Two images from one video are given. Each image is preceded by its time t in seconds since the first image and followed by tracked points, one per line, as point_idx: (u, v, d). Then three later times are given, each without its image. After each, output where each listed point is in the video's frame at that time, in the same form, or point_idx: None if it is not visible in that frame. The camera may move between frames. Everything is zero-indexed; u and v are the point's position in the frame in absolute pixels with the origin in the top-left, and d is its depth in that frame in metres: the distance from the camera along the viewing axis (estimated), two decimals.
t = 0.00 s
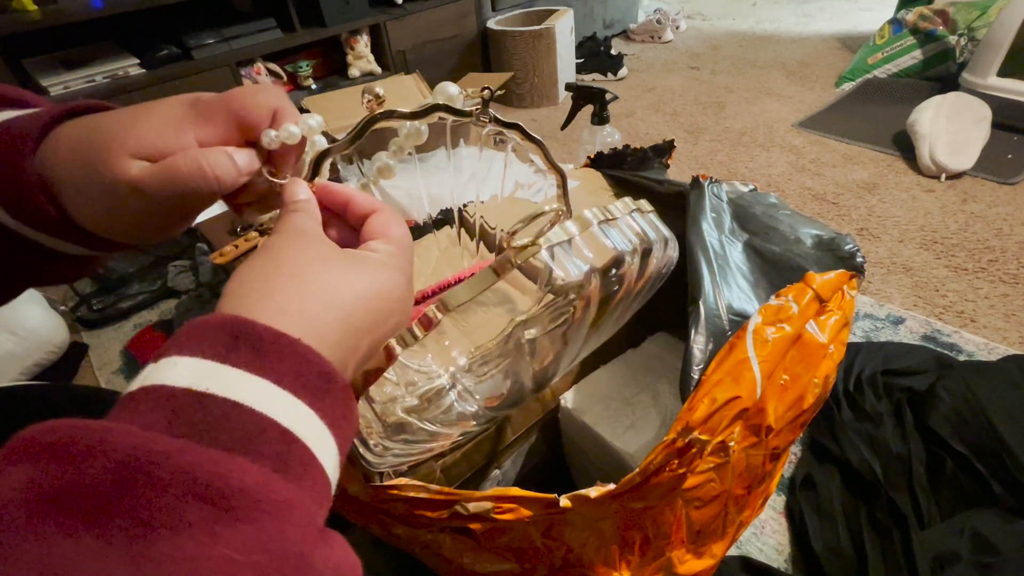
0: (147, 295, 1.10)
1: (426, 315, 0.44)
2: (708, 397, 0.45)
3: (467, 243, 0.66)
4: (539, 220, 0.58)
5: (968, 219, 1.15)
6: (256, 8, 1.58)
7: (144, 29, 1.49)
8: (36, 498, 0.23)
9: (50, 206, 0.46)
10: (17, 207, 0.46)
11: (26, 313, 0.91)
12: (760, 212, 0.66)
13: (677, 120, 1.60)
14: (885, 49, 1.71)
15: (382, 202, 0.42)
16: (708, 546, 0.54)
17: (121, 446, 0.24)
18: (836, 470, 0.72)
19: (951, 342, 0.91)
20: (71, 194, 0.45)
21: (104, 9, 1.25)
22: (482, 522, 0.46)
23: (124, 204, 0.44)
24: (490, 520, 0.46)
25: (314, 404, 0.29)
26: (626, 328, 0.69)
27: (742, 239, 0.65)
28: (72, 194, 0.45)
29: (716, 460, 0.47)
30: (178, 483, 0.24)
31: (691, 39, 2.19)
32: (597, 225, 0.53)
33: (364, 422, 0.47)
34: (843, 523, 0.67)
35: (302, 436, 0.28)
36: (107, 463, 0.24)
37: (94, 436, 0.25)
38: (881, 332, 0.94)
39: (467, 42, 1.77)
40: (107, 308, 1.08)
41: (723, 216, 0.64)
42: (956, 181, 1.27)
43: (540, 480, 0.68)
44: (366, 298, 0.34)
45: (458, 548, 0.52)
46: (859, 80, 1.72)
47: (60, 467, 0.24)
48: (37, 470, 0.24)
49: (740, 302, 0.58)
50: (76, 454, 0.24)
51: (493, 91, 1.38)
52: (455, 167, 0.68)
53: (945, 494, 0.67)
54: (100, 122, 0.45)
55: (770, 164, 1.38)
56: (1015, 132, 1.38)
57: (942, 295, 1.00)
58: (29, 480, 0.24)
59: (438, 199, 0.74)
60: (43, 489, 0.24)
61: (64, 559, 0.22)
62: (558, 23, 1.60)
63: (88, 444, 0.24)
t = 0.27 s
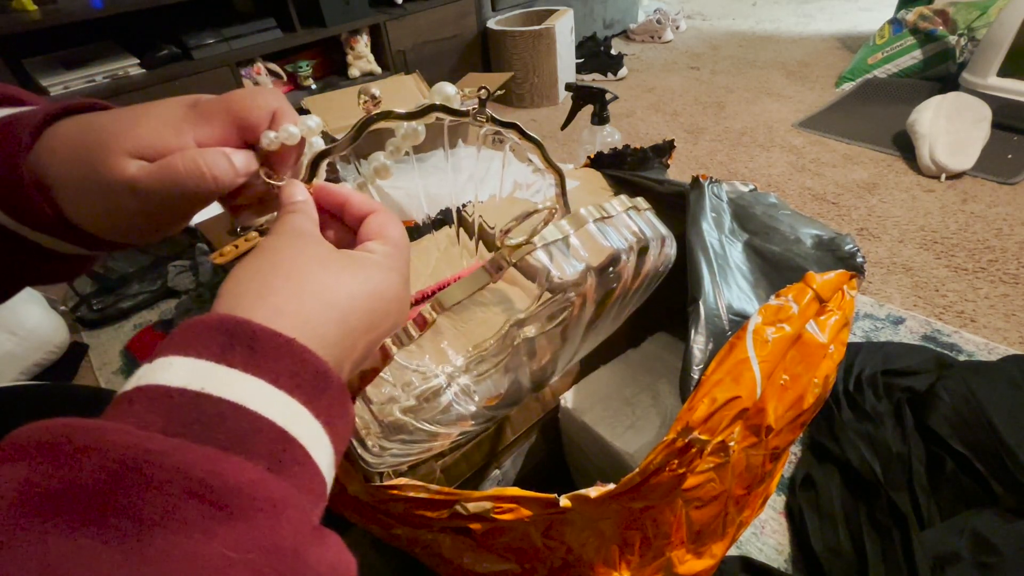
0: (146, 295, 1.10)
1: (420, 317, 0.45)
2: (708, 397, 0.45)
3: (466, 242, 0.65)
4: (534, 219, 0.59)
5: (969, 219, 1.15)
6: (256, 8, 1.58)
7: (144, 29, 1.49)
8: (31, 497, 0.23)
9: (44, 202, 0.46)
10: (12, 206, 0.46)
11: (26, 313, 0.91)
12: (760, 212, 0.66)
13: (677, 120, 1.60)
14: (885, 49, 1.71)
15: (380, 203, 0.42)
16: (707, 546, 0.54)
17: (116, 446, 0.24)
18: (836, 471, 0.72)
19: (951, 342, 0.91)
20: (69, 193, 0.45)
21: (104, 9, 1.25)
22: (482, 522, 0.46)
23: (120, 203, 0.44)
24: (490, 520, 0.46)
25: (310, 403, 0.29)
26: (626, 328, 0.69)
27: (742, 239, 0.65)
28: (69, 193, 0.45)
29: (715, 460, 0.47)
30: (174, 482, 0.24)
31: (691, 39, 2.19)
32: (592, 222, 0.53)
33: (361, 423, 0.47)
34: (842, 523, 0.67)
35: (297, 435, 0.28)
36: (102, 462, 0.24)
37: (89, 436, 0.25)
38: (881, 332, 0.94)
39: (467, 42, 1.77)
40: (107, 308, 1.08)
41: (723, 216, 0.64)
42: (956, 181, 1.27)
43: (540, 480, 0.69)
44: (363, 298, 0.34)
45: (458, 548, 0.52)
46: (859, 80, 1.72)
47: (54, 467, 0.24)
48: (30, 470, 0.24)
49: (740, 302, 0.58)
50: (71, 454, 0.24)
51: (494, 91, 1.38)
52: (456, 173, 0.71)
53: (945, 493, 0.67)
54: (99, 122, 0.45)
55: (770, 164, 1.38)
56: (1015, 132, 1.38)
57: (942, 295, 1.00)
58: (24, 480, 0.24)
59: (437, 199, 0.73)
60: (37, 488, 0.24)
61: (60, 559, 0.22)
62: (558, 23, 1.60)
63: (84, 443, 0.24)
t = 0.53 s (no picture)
0: (146, 295, 1.10)
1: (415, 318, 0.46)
2: (708, 398, 0.45)
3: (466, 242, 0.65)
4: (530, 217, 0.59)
5: (968, 219, 1.15)
6: (256, 8, 1.58)
7: (144, 29, 1.48)
8: (29, 498, 0.23)
9: (42, 200, 0.46)
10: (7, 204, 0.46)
11: (26, 313, 0.91)
12: (760, 212, 0.67)
13: (677, 120, 1.60)
14: (885, 49, 1.71)
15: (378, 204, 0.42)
16: (708, 546, 0.54)
17: (114, 446, 0.24)
18: (836, 470, 0.72)
19: (951, 342, 0.91)
20: (66, 191, 0.45)
21: (104, 9, 1.25)
22: (482, 522, 0.46)
23: (119, 202, 0.44)
24: (490, 520, 0.46)
25: (308, 403, 0.29)
26: (626, 328, 0.69)
27: (742, 239, 0.65)
28: (67, 191, 0.45)
29: (715, 460, 0.47)
30: (173, 481, 0.24)
31: (691, 39, 2.19)
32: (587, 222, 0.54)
33: (359, 424, 0.47)
34: (842, 523, 0.67)
35: (295, 435, 0.28)
36: (101, 462, 0.24)
37: (87, 436, 0.25)
38: (881, 332, 0.94)
39: (467, 42, 1.77)
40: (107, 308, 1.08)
41: (723, 216, 0.64)
42: (956, 181, 1.27)
43: (540, 480, 0.68)
44: (361, 298, 0.34)
45: (458, 548, 0.52)
46: (859, 80, 1.72)
47: (52, 467, 0.24)
48: (28, 470, 0.24)
49: (739, 302, 0.58)
50: (69, 454, 0.24)
51: (493, 90, 1.38)
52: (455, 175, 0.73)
53: (945, 494, 0.67)
54: (99, 120, 0.44)
55: (770, 164, 1.38)
56: (1015, 132, 1.38)
57: (942, 295, 1.00)
58: (22, 480, 0.24)
59: (437, 200, 0.73)
60: (36, 488, 0.24)
61: (59, 559, 0.22)
62: (558, 23, 1.60)
63: (81, 443, 0.24)
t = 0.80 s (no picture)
0: (146, 295, 1.10)
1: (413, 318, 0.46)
2: (708, 397, 0.45)
3: (466, 243, 0.65)
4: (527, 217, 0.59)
5: (968, 219, 1.15)
6: (256, 8, 1.58)
7: (144, 30, 1.49)
8: (28, 498, 0.23)
9: (41, 199, 0.46)
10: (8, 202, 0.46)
11: (26, 313, 0.91)
12: (760, 212, 0.67)
13: (677, 120, 1.60)
14: (885, 49, 1.71)
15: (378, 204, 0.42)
16: (708, 547, 0.54)
17: (114, 445, 0.24)
18: (836, 470, 0.72)
19: (951, 342, 0.91)
20: (64, 189, 0.45)
21: (105, 9, 1.25)
22: (482, 522, 0.46)
23: (118, 202, 0.44)
24: (490, 520, 0.46)
25: (307, 404, 0.29)
26: (626, 328, 0.69)
27: (742, 239, 0.64)
28: (67, 191, 0.45)
29: (716, 460, 0.47)
30: (171, 481, 0.24)
31: (691, 39, 2.19)
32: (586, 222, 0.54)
33: (358, 424, 0.47)
34: (842, 523, 0.67)
35: (294, 435, 0.28)
36: (100, 462, 0.24)
37: (87, 436, 0.25)
38: (881, 332, 0.94)
39: (467, 42, 1.77)
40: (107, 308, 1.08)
41: (723, 216, 0.64)
42: (956, 181, 1.27)
43: (540, 480, 0.68)
44: (360, 299, 0.34)
45: (458, 548, 0.52)
46: (859, 80, 1.72)
47: (53, 467, 0.24)
48: (28, 470, 0.24)
49: (739, 302, 0.58)
50: (68, 454, 0.24)
51: (493, 90, 1.38)
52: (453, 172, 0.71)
53: (946, 494, 0.67)
54: (97, 119, 0.45)
55: (770, 164, 1.38)
56: (1015, 132, 1.38)
57: (941, 295, 1.00)
58: (22, 480, 0.24)
59: (436, 199, 0.74)
60: (36, 487, 0.24)
61: (59, 558, 0.22)
62: (558, 23, 1.60)
63: (81, 444, 0.24)
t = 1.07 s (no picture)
0: (146, 295, 1.10)
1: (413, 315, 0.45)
2: (708, 397, 0.45)
3: (465, 242, 0.65)
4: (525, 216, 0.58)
5: (969, 219, 1.15)
6: (256, 8, 1.58)
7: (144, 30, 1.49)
8: (25, 497, 0.23)
9: (40, 199, 0.46)
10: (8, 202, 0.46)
11: (26, 313, 0.91)
12: (760, 212, 0.67)
13: (677, 120, 1.60)
14: (885, 49, 1.71)
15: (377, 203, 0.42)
16: (708, 546, 0.54)
17: (113, 444, 0.24)
18: (836, 470, 0.72)
19: (951, 342, 0.91)
20: (63, 189, 0.45)
21: (105, 9, 1.25)
22: (482, 522, 0.46)
23: (117, 203, 0.44)
24: (490, 520, 0.45)
25: (305, 402, 0.29)
26: (626, 328, 0.69)
27: (742, 239, 0.65)
28: (66, 191, 0.45)
29: (715, 460, 0.47)
30: (170, 479, 0.24)
31: (691, 39, 2.19)
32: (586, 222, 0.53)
33: (356, 424, 0.47)
34: (842, 523, 0.67)
35: (293, 433, 0.28)
36: (98, 461, 0.24)
37: (85, 434, 0.25)
38: (881, 332, 0.94)
39: (467, 42, 1.77)
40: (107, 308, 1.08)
41: (723, 216, 0.64)
42: (956, 181, 1.27)
43: (540, 480, 0.69)
44: (358, 298, 0.34)
45: (458, 548, 0.52)
46: (859, 80, 1.72)
47: (50, 465, 0.24)
48: (27, 469, 0.24)
49: (739, 301, 0.58)
50: (66, 453, 0.24)
51: (493, 90, 1.38)
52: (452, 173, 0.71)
53: (945, 494, 0.67)
54: (97, 120, 0.45)
55: (770, 164, 1.38)
56: (1015, 132, 1.38)
57: (942, 295, 1.00)
58: (21, 479, 0.24)
59: (436, 199, 0.74)
60: (33, 486, 0.24)
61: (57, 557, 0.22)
62: (558, 23, 1.60)
63: (80, 442, 0.24)
